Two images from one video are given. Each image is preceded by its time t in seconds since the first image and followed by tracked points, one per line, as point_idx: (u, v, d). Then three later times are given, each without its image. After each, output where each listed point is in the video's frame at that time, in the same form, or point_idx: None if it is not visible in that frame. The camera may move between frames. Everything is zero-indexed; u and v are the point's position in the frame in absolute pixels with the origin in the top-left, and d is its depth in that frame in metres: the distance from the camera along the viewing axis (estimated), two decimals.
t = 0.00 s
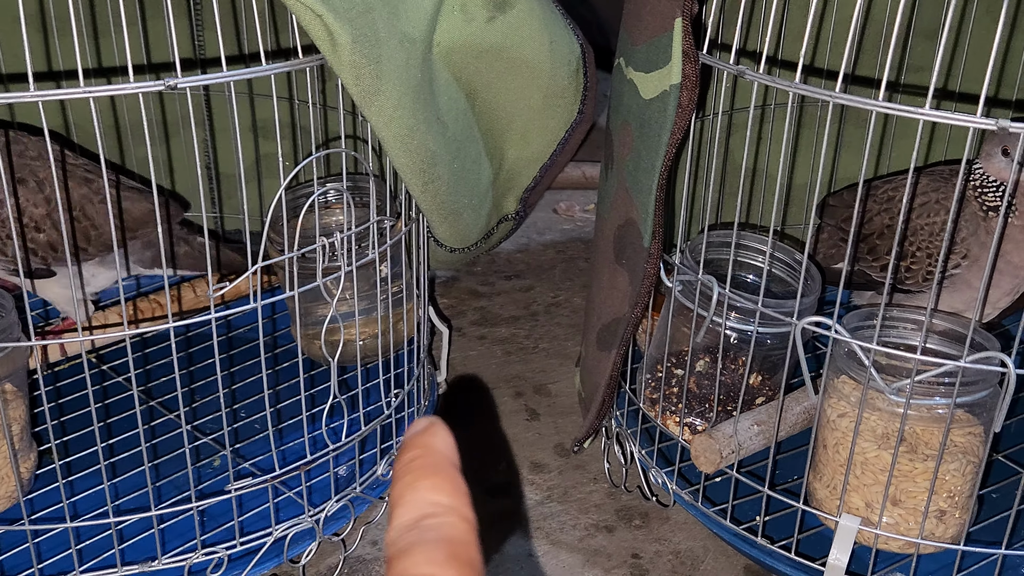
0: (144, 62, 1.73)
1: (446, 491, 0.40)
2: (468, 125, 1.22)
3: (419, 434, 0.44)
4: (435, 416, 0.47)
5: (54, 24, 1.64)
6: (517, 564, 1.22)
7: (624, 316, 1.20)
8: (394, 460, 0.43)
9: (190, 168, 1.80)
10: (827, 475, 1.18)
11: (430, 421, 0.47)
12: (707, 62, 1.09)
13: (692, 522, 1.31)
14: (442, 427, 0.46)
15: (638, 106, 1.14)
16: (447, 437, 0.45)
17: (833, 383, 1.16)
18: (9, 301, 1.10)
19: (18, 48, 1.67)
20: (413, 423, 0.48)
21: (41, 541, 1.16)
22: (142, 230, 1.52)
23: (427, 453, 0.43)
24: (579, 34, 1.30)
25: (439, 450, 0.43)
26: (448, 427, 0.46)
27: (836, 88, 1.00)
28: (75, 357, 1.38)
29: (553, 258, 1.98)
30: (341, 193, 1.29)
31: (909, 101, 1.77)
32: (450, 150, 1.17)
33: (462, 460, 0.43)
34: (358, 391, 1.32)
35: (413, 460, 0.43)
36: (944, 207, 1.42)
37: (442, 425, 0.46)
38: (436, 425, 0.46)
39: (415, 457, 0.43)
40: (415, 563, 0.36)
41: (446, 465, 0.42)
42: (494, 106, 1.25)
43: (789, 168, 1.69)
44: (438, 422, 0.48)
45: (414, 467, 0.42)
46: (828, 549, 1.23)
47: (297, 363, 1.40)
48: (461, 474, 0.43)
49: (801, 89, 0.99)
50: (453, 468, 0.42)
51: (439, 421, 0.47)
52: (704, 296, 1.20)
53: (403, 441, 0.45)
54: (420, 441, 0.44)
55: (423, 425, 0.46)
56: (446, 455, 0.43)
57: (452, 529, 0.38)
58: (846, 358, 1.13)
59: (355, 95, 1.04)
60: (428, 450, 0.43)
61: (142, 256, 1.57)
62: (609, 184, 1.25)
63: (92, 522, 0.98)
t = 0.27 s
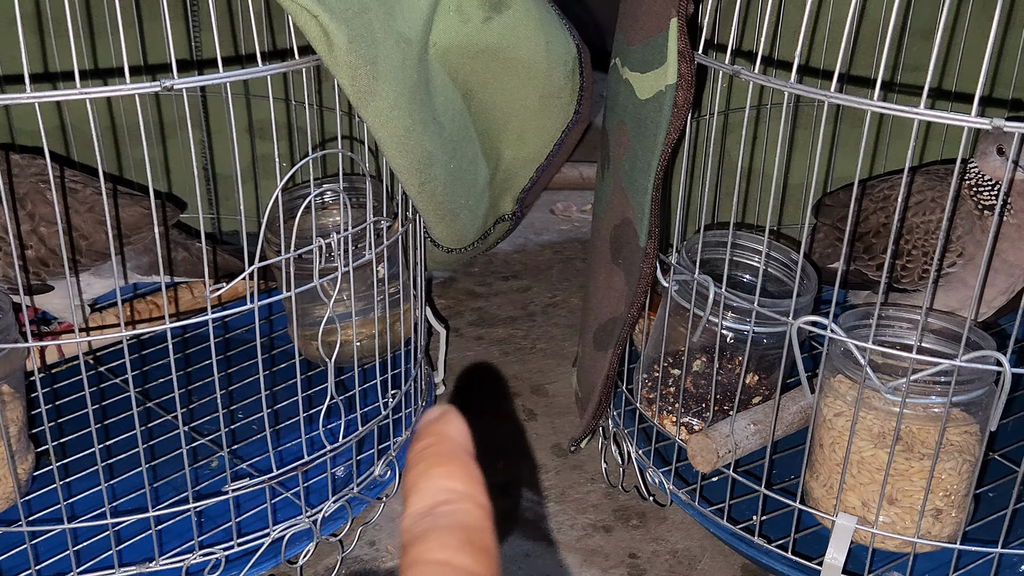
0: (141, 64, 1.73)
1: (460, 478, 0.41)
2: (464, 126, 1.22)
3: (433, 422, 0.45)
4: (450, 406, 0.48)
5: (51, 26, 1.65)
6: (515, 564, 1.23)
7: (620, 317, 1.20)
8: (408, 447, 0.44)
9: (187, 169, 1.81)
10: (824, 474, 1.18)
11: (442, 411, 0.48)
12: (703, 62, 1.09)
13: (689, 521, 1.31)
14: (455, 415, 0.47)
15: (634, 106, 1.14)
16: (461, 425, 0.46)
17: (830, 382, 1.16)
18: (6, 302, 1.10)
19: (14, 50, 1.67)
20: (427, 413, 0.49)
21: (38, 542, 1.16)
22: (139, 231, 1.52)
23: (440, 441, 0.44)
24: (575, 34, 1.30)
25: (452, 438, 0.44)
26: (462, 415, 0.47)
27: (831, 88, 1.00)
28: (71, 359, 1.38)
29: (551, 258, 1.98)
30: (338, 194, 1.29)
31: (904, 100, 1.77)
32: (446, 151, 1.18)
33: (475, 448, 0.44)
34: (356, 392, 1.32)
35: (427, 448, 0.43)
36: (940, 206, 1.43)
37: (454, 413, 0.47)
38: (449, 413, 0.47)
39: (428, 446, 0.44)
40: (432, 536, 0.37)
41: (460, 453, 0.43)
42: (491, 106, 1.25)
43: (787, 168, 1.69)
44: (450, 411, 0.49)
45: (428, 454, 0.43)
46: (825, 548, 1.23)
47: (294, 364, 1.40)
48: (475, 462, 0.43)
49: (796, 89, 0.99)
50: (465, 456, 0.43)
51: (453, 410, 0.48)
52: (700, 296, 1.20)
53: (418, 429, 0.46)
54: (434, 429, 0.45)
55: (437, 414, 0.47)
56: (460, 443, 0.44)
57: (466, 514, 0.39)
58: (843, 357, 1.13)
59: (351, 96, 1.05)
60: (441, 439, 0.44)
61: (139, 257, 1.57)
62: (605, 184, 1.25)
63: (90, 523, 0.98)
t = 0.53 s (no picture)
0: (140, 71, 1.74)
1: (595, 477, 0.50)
2: (462, 132, 1.23)
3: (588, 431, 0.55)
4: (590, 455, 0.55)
5: (50, 33, 1.65)
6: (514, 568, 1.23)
7: (618, 321, 1.21)
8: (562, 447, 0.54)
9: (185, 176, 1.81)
10: (822, 477, 1.18)
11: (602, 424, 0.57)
12: (700, 68, 1.10)
13: (687, 525, 1.31)
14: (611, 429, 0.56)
15: (632, 111, 1.15)
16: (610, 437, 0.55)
17: (827, 386, 1.16)
18: (7, 309, 1.11)
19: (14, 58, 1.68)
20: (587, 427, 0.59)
21: (40, 547, 1.16)
22: (138, 235, 1.53)
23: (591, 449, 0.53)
24: (573, 40, 1.31)
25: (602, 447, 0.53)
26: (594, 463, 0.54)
27: (827, 94, 1.01)
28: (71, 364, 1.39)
29: (549, 262, 1.98)
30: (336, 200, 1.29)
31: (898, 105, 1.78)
32: (445, 156, 1.18)
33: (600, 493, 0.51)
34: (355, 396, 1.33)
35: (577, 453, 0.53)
36: (936, 210, 1.44)
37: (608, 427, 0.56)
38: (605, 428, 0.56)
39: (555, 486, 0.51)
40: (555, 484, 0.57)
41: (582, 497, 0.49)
42: (489, 111, 1.25)
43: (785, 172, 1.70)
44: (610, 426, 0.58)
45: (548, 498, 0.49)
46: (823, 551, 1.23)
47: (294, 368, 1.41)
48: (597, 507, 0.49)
49: (792, 95, 1.00)
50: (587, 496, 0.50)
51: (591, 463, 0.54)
52: (698, 300, 1.20)
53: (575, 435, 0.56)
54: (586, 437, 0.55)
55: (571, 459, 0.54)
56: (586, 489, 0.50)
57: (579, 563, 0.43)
58: (839, 361, 1.13)
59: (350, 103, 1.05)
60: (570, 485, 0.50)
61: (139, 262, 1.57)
62: (603, 189, 1.25)
63: (90, 528, 0.98)
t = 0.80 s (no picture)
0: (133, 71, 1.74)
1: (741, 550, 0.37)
2: (456, 132, 1.23)
3: (736, 473, 0.41)
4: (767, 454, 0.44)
5: (44, 33, 1.65)
6: (508, 566, 1.23)
7: (611, 320, 1.21)
8: (702, 488, 0.40)
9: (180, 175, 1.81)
10: (814, 475, 1.19)
11: (758, 462, 0.43)
12: (693, 67, 1.10)
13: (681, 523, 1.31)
14: (767, 472, 0.42)
15: (626, 111, 1.15)
16: (766, 486, 0.40)
17: (819, 384, 1.17)
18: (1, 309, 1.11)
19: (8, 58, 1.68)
20: (733, 456, 0.45)
21: (34, 547, 1.16)
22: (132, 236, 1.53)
23: (739, 497, 0.39)
24: (566, 40, 1.31)
25: (754, 497, 0.40)
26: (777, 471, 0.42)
27: (819, 93, 1.01)
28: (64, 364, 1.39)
29: (543, 262, 1.99)
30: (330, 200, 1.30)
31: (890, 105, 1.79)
32: (438, 156, 1.19)
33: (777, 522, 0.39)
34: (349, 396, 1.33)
35: (724, 498, 0.39)
36: (928, 210, 1.44)
37: (767, 470, 0.42)
38: (762, 468, 0.42)
39: (730, 495, 0.39)
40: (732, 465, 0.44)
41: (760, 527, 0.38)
42: (482, 111, 1.26)
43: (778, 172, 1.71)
44: (771, 462, 0.44)
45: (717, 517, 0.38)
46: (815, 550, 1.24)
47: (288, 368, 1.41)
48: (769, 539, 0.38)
49: (785, 94, 1.00)
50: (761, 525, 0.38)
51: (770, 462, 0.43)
52: (691, 299, 1.21)
53: (719, 473, 0.42)
54: (736, 482, 0.41)
55: (752, 460, 0.43)
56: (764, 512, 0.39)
57: None
58: (832, 359, 1.14)
59: (344, 103, 1.05)
60: (743, 494, 0.40)
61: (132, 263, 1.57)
62: (597, 189, 1.26)
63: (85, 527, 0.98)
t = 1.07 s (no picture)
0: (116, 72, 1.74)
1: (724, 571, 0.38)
2: (442, 133, 1.23)
3: (716, 494, 0.42)
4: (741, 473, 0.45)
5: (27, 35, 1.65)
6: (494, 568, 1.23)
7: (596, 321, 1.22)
8: (682, 509, 0.42)
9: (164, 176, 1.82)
10: (799, 475, 1.19)
11: (733, 482, 0.45)
12: (676, 68, 1.11)
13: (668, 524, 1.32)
14: (742, 492, 0.43)
15: (610, 113, 1.15)
16: (743, 506, 0.42)
17: (804, 384, 1.17)
18: None
19: None
20: (709, 478, 0.46)
21: (18, 550, 1.16)
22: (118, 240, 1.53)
23: (718, 518, 0.41)
24: (552, 42, 1.31)
25: (732, 516, 0.41)
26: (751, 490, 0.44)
27: (801, 94, 1.01)
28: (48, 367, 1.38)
29: (532, 264, 1.99)
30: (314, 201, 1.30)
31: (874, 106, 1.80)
32: (424, 158, 1.19)
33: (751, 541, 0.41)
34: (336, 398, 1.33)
35: (703, 519, 0.41)
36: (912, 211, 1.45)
37: (741, 491, 0.43)
38: (736, 488, 0.44)
39: (707, 516, 0.41)
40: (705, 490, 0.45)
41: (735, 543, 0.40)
42: (468, 113, 1.26)
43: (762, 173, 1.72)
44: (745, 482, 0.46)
45: (696, 534, 0.40)
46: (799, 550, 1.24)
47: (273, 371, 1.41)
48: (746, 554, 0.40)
49: (767, 95, 1.00)
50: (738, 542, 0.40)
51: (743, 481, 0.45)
52: (676, 300, 1.22)
53: (696, 494, 0.43)
54: (715, 502, 0.42)
55: (727, 479, 0.45)
56: (739, 530, 0.41)
57: None
58: (817, 359, 1.14)
59: (329, 104, 1.06)
60: (720, 513, 0.41)
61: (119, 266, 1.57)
62: (582, 190, 1.26)
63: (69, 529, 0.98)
